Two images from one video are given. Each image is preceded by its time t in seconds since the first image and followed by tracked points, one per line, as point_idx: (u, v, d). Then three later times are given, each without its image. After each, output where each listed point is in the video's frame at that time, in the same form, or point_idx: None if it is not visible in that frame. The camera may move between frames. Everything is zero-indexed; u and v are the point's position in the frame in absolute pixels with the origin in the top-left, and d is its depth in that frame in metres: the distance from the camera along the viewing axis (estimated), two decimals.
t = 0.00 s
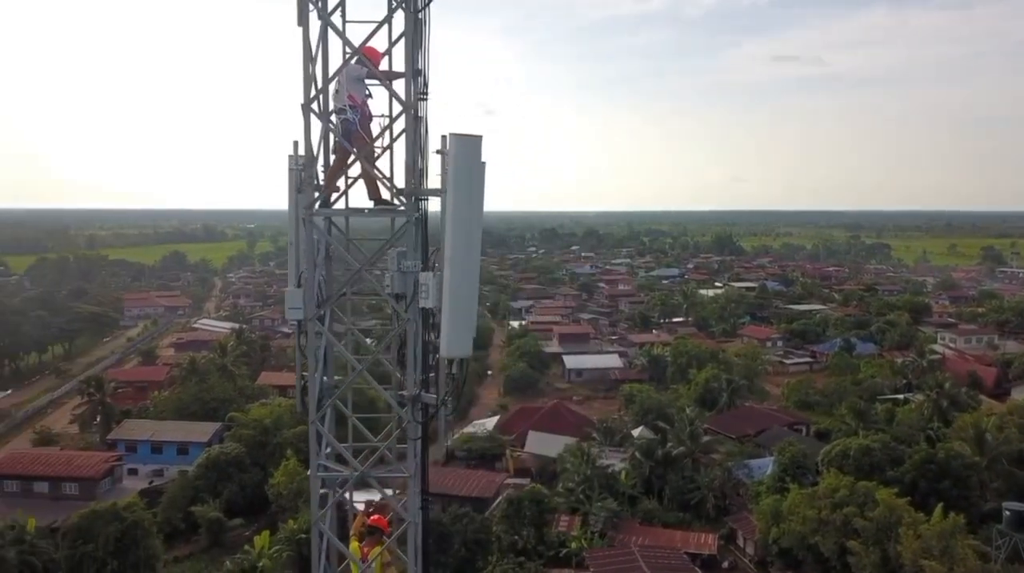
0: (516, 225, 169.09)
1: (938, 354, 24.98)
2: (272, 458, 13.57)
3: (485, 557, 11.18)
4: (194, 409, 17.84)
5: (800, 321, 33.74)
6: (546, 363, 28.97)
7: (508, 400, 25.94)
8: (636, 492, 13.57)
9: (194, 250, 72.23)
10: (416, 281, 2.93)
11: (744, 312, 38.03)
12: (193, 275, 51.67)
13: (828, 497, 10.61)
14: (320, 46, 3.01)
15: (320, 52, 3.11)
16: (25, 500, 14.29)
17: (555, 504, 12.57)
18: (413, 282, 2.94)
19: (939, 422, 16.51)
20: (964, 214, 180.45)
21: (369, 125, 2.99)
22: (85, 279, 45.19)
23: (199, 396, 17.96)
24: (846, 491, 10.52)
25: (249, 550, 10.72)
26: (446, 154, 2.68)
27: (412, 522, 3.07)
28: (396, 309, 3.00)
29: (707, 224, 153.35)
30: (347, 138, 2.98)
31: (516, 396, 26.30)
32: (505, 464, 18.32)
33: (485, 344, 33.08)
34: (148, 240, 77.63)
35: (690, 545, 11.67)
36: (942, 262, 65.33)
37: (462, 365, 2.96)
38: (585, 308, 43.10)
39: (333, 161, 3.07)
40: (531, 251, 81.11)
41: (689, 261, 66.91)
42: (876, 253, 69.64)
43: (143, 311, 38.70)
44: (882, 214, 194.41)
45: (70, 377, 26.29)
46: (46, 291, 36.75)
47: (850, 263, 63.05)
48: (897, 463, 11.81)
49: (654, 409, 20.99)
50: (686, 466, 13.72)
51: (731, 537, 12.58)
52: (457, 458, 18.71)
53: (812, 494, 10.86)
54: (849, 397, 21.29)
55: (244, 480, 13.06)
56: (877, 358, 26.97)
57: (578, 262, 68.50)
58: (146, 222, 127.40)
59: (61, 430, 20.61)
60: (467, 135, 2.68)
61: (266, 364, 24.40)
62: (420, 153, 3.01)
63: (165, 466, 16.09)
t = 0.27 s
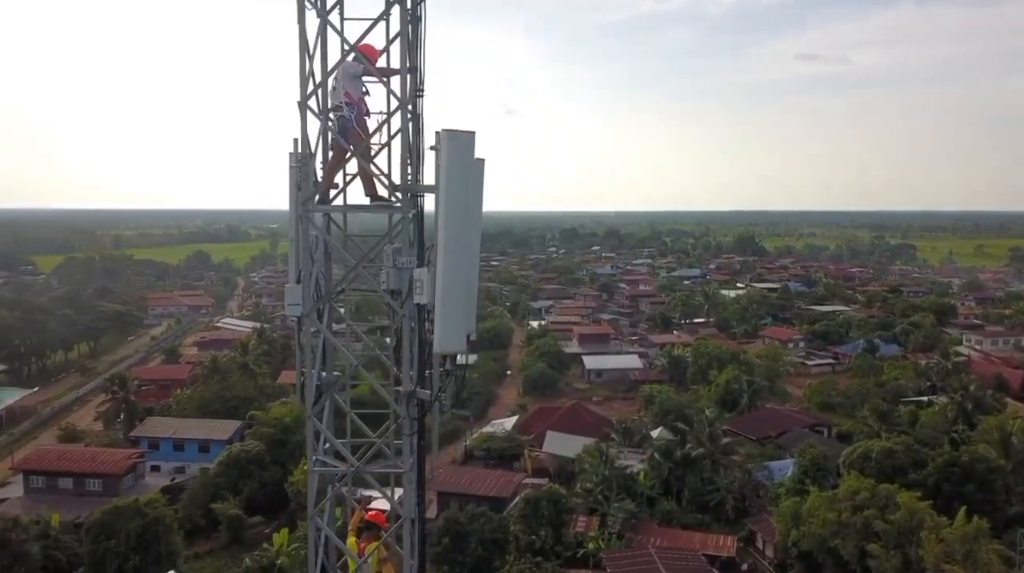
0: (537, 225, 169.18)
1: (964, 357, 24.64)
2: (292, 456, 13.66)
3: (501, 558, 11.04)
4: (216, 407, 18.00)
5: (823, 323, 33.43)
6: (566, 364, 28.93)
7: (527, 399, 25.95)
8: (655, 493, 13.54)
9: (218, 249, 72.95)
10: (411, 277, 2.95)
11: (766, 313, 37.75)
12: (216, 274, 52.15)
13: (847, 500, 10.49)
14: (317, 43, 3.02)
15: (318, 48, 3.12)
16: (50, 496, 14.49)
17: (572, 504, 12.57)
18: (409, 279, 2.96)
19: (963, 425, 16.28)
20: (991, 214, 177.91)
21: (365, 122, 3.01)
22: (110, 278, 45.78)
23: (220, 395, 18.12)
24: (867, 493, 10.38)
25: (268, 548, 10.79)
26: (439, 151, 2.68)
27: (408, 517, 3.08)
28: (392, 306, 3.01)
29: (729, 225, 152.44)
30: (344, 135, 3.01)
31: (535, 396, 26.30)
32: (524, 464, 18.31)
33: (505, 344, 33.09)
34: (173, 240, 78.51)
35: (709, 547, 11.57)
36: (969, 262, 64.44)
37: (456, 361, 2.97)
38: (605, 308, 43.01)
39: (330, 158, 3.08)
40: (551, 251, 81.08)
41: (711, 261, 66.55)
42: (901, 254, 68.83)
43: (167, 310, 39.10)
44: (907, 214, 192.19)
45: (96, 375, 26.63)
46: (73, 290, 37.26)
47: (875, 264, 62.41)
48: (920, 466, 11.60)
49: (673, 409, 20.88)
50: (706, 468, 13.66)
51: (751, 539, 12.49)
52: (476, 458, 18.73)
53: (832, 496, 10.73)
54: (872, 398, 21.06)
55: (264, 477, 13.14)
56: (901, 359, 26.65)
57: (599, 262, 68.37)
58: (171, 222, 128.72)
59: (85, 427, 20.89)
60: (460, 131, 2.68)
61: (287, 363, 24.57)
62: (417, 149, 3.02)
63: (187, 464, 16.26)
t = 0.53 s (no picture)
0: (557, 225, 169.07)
1: (990, 359, 24.28)
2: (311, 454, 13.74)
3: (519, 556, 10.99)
4: (237, 405, 18.15)
5: (845, 324, 33.09)
6: (586, 364, 28.87)
7: (546, 400, 25.92)
8: (674, 494, 13.48)
9: (241, 249, 73.63)
10: (407, 271, 2.96)
11: (788, 314, 37.44)
12: (239, 274, 52.62)
13: (869, 502, 10.37)
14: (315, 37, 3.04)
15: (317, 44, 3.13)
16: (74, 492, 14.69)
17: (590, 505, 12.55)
18: (405, 273, 2.97)
19: (989, 428, 16.03)
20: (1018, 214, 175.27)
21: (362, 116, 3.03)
22: (135, 278, 46.31)
23: (241, 393, 18.27)
24: (888, 496, 10.25)
25: (287, 545, 10.85)
26: (433, 145, 2.69)
27: (405, 511, 3.10)
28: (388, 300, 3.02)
29: (752, 225, 151.37)
30: (341, 131, 3.04)
31: (554, 396, 26.27)
32: (542, 463, 18.31)
33: (525, 344, 33.08)
34: (197, 240, 79.33)
35: (728, 548, 11.52)
36: (996, 264, 63.52)
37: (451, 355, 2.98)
38: (626, 308, 42.88)
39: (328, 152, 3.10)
40: (572, 251, 80.96)
41: (733, 261, 66.12)
42: (926, 255, 67.98)
43: (191, 308, 39.48)
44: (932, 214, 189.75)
45: (120, 373, 26.94)
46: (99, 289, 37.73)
47: (899, 265, 61.68)
48: (943, 469, 11.47)
49: (693, 410, 20.76)
50: (725, 469, 13.58)
51: (771, 541, 12.34)
52: (495, 457, 18.73)
53: (852, 499, 10.61)
54: (895, 400, 20.81)
55: (284, 475, 13.22)
56: (926, 361, 26.32)
57: (620, 263, 68.16)
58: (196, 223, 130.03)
59: (109, 424, 21.14)
60: (454, 125, 2.69)
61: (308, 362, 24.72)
62: (413, 143, 3.04)
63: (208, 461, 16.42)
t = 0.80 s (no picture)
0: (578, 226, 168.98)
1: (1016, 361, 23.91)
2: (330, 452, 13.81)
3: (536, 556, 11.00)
4: (258, 402, 18.30)
5: (869, 324, 32.71)
6: (606, 364, 28.79)
7: (566, 399, 25.88)
8: (693, 495, 13.39)
9: (265, 249, 74.28)
10: (403, 264, 2.98)
11: (811, 315, 37.08)
12: (262, 273, 53.07)
13: (890, 504, 10.24)
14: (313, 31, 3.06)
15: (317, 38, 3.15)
16: (98, 487, 14.90)
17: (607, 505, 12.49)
18: (401, 266, 2.99)
19: (1015, 431, 15.77)
20: None
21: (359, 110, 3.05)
22: (160, 277, 46.86)
23: (263, 391, 18.42)
24: (910, 498, 10.11)
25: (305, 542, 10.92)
26: (426, 136, 2.70)
27: (400, 503, 3.12)
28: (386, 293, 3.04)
29: (776, 225, 150.15)
30: (340, 124, 3.05)
31: (574, 396, 26.22)
32: (561, 463, 18.30)
33: (545, 344, 33.05)
34: (221, 240, 80.16)
35: (747, 550, 11.43)
36: None
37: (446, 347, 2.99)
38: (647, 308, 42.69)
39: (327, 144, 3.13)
40: (593, 251, 80.79)
41: (755, 262, 65.66)
42: (953, 256, 67.07)
43: (214, 308, 39.88)
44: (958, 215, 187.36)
45: (144, 370, 27.26)
46: (125, 288, 38.23)
47: (926, 265, 60.88)
48: (967, 471, 11.33)
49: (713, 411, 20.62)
50: (745, 470, 13.41)
51: (791, 544, 12.27)
52: (513, 457, 18.73)
53: (874, 501, 10.49)
54: (919, 402, 20.54)
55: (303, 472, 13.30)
56: (951, 363, 25.96)
57: (641, 263, 67.90)
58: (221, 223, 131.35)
59: (133, 421, 21.40)
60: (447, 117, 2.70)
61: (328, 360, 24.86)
62: (409, 135, 3.06)
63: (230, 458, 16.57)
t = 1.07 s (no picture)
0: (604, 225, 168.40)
1: None
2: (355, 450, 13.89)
3: (559, 556, 10.97)
4: (284, 400, 18.47)
5: (900, 326, 32.23)
6: (632, 364, 28.66)
7: (591, 399, 25.81)
8: (719, 496, 13.23)
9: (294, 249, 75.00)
10: (399, 256, 3.00)
11: (841, 316, 36.61)
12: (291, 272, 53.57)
13: (919, 507, 10.06)
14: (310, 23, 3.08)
15: (316, 32, 3.18)
16: (128, 482, 15.14)
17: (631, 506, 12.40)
18: (397, 258, 3.01)
19: None
20: None
21: (356, 103, 3.08)
22: (191, 275, 47.50)
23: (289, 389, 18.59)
24: (939, 502, 9.93)
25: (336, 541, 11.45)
26: (420, 125, 2.70)
27: (397, 494, 3.13)
28: (381, 284, 3.06)
29: (807, 224, 148.49)
30: (337, 117, 3.07)
31: (599, 396, 26.13)
32: (585, 463, 18.27)
33: (571, 344, 33.00)
34: (252, 240, 81.06)
35: (772, 553, 11.30)
36: None
37: (441, 340, 3.01)
38: (674, 309, 42.41)
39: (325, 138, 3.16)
40: (621, 251, 80.46)
41: (785, 262, 64.97)
42: (988, 257, 65.84)
43: (244, 306, 40.37)
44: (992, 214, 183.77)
45: (175, 367, 27.64)
46: (158, 287, 38.84)
47: (960, 266, 59.81)
48: (998, 476, 11.15)
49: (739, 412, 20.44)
50: (771, 472, 13.20)
51: (817, 547, 12.13)
52: (538, 456, 18.70)
53: (902, 505, 10.30)
54: (951, 405, 20.18)
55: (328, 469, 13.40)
56: (984, 365, 25.49)
57: (669, 263, 67.50)
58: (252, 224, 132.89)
59: (164, 417, 21.71)
60: (439, 108, 2.70)
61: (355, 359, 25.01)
62: (407, 128, 3.08)
63: (257, 454, 16.74)
